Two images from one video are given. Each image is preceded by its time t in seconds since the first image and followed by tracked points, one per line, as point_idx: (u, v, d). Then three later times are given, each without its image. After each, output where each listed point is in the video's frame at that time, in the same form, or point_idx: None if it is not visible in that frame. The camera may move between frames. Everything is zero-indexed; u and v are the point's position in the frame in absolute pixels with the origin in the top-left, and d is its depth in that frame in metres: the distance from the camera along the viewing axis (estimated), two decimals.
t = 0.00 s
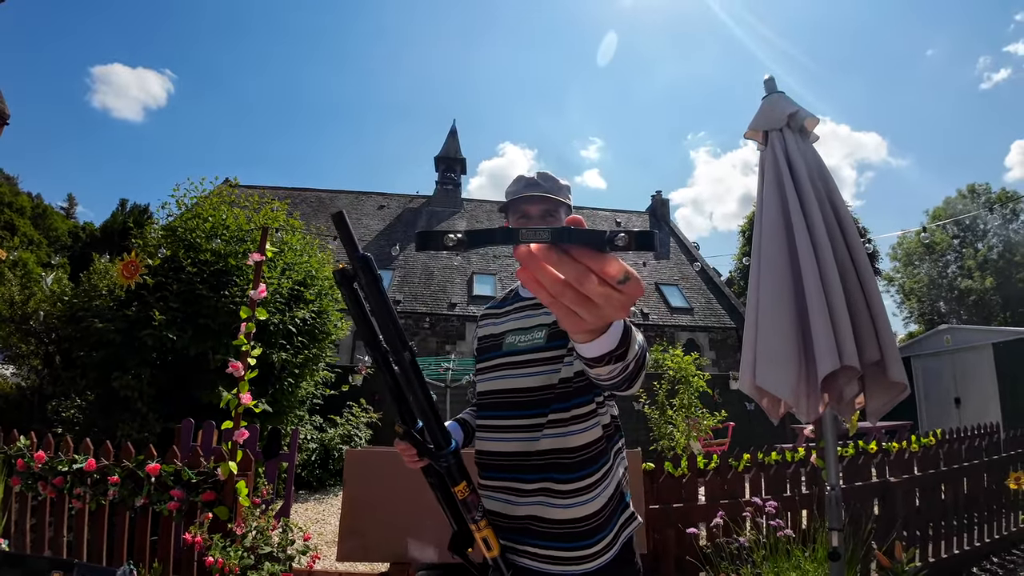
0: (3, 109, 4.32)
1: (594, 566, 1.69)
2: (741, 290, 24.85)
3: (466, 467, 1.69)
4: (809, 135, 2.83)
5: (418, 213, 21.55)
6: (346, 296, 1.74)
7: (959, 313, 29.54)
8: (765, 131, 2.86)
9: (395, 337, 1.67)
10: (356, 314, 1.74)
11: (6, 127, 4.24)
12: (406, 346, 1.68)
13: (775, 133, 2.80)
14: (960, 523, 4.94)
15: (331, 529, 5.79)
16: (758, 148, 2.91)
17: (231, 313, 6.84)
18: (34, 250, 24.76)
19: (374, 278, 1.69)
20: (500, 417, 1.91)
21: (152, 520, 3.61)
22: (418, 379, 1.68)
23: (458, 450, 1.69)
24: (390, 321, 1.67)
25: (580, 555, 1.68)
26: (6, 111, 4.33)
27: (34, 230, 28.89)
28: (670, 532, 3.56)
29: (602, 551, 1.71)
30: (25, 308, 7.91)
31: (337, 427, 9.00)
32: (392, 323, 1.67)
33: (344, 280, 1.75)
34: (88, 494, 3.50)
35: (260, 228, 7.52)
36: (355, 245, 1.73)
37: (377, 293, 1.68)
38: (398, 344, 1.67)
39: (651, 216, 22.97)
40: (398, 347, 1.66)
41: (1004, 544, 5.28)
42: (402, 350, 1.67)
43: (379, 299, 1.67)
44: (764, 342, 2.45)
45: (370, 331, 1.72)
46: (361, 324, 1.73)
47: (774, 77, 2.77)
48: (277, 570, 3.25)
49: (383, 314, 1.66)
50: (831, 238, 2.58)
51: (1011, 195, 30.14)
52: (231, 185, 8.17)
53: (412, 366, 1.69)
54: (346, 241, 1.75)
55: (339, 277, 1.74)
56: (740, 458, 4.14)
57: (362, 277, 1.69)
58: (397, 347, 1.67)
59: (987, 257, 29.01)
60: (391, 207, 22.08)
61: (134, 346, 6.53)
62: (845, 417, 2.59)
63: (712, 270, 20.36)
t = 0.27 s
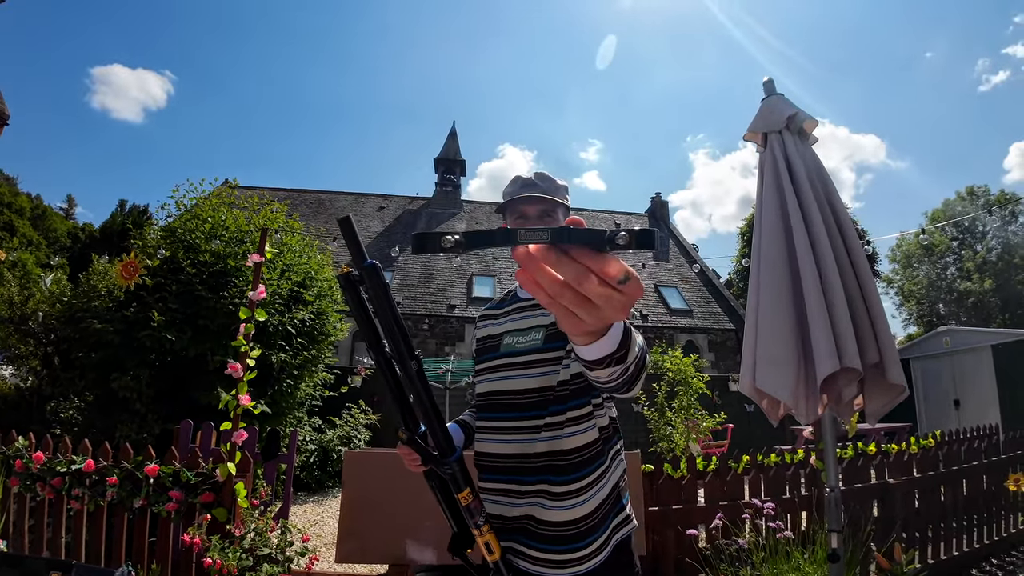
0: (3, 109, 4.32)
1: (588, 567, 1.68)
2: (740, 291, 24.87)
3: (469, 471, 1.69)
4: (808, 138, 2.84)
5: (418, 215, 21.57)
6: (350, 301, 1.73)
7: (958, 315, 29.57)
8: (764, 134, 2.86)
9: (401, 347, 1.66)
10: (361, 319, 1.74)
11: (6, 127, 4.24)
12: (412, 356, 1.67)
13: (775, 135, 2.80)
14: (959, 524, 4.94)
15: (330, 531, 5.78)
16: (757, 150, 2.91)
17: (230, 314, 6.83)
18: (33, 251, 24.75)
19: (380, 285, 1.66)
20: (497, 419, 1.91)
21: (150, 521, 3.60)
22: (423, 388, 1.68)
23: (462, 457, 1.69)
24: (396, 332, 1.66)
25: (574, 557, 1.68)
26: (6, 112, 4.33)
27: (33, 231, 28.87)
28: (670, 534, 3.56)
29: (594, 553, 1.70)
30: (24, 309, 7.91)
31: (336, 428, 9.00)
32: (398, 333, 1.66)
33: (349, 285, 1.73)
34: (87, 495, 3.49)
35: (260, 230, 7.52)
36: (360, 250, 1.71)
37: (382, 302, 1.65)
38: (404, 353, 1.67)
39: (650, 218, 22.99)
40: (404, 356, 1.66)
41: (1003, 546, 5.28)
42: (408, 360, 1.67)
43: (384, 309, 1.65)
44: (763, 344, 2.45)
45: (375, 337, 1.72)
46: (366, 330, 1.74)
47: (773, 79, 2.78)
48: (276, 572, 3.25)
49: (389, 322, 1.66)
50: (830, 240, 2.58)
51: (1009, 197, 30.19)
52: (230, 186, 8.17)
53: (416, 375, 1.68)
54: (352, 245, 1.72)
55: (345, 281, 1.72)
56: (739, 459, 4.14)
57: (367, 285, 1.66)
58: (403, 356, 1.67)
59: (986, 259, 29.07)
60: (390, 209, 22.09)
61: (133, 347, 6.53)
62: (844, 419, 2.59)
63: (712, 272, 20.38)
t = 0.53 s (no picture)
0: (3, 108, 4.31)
1: (591, 567, 1.68)
2: (739, 292, 24.88)
3: (469, 473, 1.68)
4: (808, 138, 2.83)
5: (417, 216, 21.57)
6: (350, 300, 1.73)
7: (958, 316, 29.58)
8: (764, 134, 2.86)
9: (401, 347, 1.65)
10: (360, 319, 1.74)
11: (5, 126, 4.23)
12: (412, 355, 1.66)
13: (774, 135, 2.80)
14: (960, 525, 4.93)
15: (329, 531, 5.76)
16: (757, 150, 2.91)
17: (229, 314, 6.82)
18: (32, 251, 24.72)
19: (379, 284, 1.67)
20: (496, 417, 1.91)
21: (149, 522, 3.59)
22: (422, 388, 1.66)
23: (462, 458, 1.68)
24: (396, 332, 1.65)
25: (577, 557, 1.67)
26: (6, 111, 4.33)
27: (32, 231, 28.84)
28: (669, 534, 3.55)
29: (598, 553, 1.70)
30: (23, 309, 7.90)
31: (335, 429, 8.99)
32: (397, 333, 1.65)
33: (349, 286, 1.74)
34: (86, 494, 3.48)
35: (259, 230, 7.51)
36: (360, 250, 1.72)
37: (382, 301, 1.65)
38: (404, 353, 1.66)
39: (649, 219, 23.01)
40: (403, 357, 1.65)
41: (1003, 547, 5.28)
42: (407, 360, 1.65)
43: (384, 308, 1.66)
44: (763, 344, 2.45)
45: (375, 337, 1.72)
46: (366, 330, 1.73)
47: (773, 80, 2.78)
48: (275, 572, 3.24)
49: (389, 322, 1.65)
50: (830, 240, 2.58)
51: (1008, 198, 30.22)
52: (230, 186, 8.16)
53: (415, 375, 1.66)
54: (352, 244, 1.73)
55: (344, 281, 1.74)
56: (739, 460, 4.13)
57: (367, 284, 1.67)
58: (403, 356, 1.66)
59: (985, 260, 29.12)
60: (390, 210, 22.08)
61: (132, 347, 6.52)
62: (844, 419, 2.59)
63: (711, 273, 20.38)
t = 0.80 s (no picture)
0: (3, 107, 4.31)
1: (591, 567, 1.67)
2: (738, 293, 24.91)
3: (468, 474, 1.68)
4: (807, 138, 2.84)
5: (417, 216, 21.59)
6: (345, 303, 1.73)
7: (957, 317, 29.59)
8: (763, 134, 2.87)
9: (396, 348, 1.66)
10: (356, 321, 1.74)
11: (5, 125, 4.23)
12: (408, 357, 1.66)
13: (774, 135, 2.80)
14: (959, 526, 4.93)
15: (328, 532, 5.76)
16: (756, 150, 2.91)
17: (228, 314, 6.81)
18: (32, 251, 24.72)
19: (373, 286, 1.68)
20: (494, 416, 1.91)
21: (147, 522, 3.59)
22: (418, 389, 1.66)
23: (460, 460, 1.66)
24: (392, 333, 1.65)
25: (577, 556, 1.67)
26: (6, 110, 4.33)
27: (32, 231, 28.84)
28: (668, 534, 3.55)
29: (597, 553, 1.68)
30: (22, 309, 7.90)
31: (335, 429, 8.99)
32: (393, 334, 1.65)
33: (343, 288, 1.74)
34: (84, 494, 3.47)
35: (259, 230, 7.51)
36: (354, 252, 1.72)
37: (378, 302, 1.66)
38: (400, 354, 1.66)
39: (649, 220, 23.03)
40: (400, 359, 1.65)
41: (1003, 547, 5.28)
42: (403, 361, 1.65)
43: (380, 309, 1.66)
44: (762, 343, 2.44)
45: (370, 338, 1.72)
46: (361, 332, 1.73)
47: (772, 80, 2.77)
48: (273, 571, 3.24)
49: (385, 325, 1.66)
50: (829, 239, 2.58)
51: (1008, 199, 30.24)
52: (229, 186, 8.16)
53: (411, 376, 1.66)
54: (345, 246, 1.73)
55: (337, 284, 1.74)
56: (738, 460, 4.13)
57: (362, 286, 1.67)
58: (399, 358, 1.66)
59: (984, 261, 29.14)
60: (389, 210, 22.07)
61: (131, 347, 6.52)
62: (843, 419, 2.59)
63: (711, 274, 20.39)
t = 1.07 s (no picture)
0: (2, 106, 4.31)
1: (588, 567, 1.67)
2: (738, 294, 24.93)
3: (466, 475, 1.68)
4: (806, 138, 2.84)
5: (417, 216, 21.60)
6: (342, 304, 1.73)
7: (956, 318, 29.60)
8: (762, 134, 2.87)
9: (395, 348, 1.66)
10: (353, 323, 1.74)
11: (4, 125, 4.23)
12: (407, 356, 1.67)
13: (773, 135, 2.80)
14: (959, 526, 4.93)
15: (327, 532, 5.76)
16: (755, 150, 2.91)
17: (228, 314, 6.80)
18: (32, 250, 24.75)
19: (371, 288, 1.69)
20: (493, 415, 1.92)
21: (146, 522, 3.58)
22: (416, 389, 1.67)
23: (458, 460, 1.67)
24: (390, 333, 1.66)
25: (575, 557, 1.67)
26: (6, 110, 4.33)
27: (32, 230, 28.85)
28: (668, 535, 3.55)
29: (596, 553, 1.68)
30: (22, 308, 7.89)
31: (334, 429, 8.99)
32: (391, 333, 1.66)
33: (340, 288, 1.74)
34: (83, 494, 3.47)
35: (258, 230, 7.51)
36: (351, 253, 1.72)
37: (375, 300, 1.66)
38: (398, 354, 1.67)
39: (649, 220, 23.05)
40: (398, 360, 1.65)
41: (1003, 548, 5.28)
42: (402, 360, 1.66)
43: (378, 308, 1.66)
44: (762, 343, 2.44)
45: (368, 338, 1.72)
46: (358, 333, 1.73)
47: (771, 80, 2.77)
48: (272, 571, 3.24)
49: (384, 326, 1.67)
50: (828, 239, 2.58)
51: (1008, 200, 30.24)
52: (229, 186, 8.16)
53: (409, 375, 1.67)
54: (342, 247, 1.73)
55: (335, 284, 1.74)
56: (738, 461, 4.13)
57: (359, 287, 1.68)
58: (398, 358, 1.66)
59: (984, 262, 29.15)
60: (389, 210, 22.06)
61: (130, 347, 6.52)
62: (843, 419, 2.59)
63: (710, 274, 20.39)
